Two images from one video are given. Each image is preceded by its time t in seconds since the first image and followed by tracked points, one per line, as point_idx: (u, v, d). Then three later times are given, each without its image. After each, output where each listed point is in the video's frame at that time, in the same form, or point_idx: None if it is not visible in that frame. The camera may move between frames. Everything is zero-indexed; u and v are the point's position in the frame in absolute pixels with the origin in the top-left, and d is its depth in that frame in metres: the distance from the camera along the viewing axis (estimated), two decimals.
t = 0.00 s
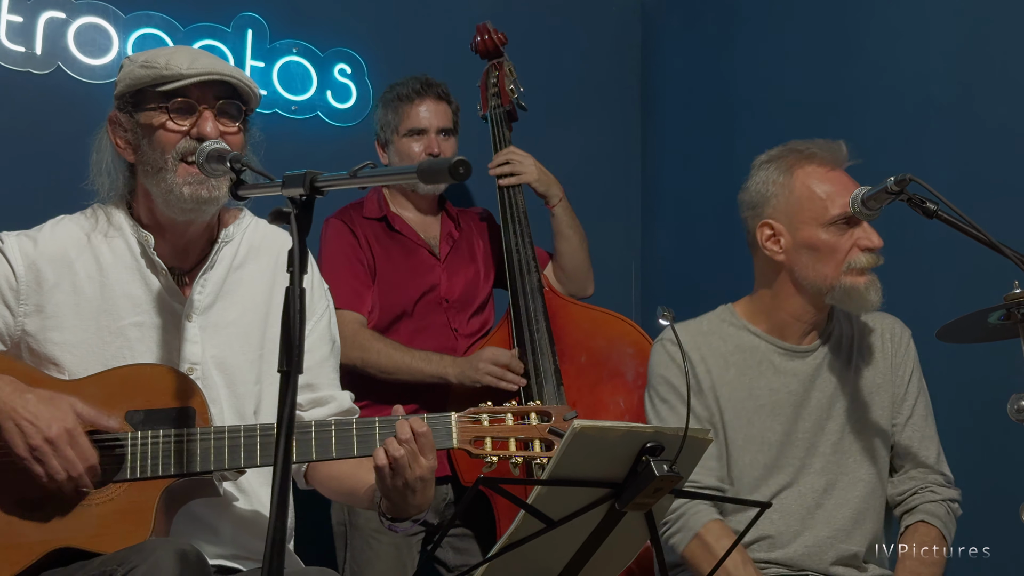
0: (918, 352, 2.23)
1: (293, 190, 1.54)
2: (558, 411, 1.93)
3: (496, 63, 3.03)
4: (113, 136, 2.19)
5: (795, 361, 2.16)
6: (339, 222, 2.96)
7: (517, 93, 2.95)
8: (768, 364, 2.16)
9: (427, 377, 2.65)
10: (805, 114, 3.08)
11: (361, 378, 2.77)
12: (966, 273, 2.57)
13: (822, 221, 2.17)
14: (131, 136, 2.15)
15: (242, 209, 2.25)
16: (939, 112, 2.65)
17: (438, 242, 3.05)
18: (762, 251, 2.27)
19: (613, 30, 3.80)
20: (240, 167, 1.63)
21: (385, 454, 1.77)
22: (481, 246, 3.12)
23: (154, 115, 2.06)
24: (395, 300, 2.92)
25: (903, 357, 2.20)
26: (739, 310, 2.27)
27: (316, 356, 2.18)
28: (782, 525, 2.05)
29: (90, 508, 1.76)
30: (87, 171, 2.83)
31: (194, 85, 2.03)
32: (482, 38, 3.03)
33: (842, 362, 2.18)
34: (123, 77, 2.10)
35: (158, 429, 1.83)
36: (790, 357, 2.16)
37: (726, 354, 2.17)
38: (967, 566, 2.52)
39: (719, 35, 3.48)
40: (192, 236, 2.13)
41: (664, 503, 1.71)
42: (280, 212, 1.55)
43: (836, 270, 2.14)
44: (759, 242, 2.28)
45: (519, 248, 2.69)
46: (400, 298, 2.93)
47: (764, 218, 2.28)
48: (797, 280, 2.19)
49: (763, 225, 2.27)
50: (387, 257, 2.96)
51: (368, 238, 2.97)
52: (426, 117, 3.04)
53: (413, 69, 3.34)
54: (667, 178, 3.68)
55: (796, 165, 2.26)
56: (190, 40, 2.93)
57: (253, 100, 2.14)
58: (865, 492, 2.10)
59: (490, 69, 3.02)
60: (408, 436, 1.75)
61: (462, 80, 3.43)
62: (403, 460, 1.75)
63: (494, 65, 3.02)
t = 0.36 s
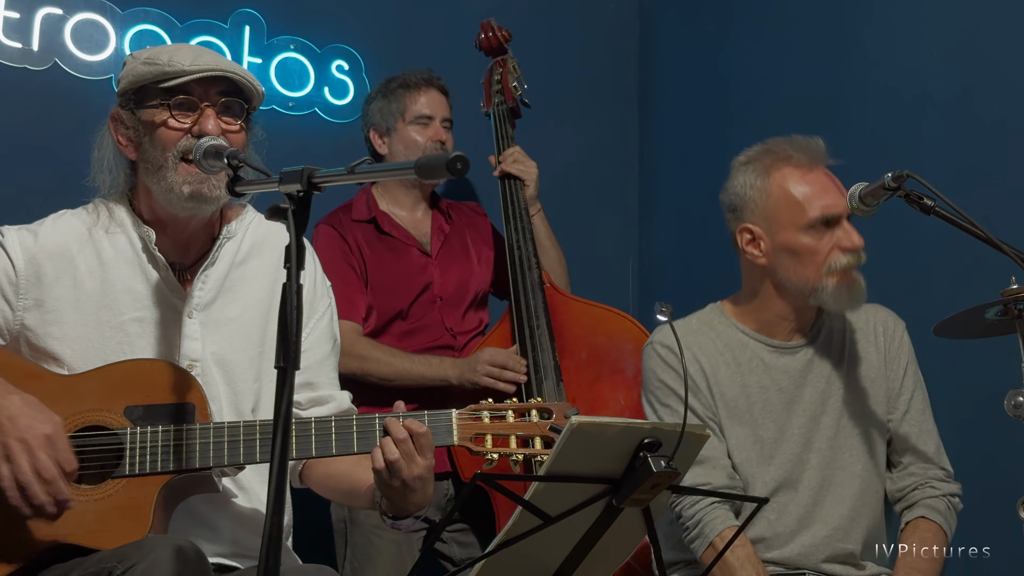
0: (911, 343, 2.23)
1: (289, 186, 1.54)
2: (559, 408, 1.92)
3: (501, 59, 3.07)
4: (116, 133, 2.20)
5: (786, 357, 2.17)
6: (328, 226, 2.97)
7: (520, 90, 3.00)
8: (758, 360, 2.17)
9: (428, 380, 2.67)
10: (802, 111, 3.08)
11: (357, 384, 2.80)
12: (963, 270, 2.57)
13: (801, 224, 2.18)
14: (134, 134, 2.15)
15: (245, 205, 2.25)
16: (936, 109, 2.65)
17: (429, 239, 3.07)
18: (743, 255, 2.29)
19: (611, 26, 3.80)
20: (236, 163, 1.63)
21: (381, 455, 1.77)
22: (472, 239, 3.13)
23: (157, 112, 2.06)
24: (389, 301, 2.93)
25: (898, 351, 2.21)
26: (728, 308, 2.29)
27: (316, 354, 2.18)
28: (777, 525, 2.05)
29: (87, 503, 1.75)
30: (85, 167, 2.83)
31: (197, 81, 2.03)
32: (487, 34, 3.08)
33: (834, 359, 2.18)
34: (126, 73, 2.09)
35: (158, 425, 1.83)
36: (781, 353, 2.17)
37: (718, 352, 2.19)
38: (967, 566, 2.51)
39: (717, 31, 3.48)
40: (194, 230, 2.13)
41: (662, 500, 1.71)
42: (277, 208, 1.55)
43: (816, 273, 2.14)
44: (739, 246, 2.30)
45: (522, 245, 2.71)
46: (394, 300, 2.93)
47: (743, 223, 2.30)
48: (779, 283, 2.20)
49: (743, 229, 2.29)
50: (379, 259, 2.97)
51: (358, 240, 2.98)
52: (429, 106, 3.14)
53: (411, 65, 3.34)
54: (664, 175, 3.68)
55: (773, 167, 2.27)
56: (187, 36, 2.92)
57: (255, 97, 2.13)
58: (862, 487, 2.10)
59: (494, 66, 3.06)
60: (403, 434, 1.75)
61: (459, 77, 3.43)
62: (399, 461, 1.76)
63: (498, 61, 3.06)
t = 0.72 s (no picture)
0: (918, 351, 2.24)
1: (287, 183, 1.54)
2: (554, 404, 1.90)
3: (524, 60, 3.10)
4: (116, 127, 2.19)
5: (791, 359, 2.17)
6: (350, 228, 2.96)
7: (540, 90, 3.05)
8: (763, 360, 2.17)
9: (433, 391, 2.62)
10: (799, 109, 3.08)
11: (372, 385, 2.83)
12: (959, 268, 2.57)
13: (821, 220, 2.19)
14: (133, 127, 2.15)
15: (242, 203, 2.25)
16: (932, 106, 2.65)
17: (449, 240, 3.05)
18: (761, 249, 2.29)
19: (608, 25, 3.80)
20: (234, 160, 1.63)
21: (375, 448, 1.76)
22: (493, 243, 3.11)
23: (154, 106, 2.06)
24: (408, 302, 2.93)
25: (902, 357, 2.21)
26: (737, 305, 2.29)
27: (310, 354, 2.18)
28: (775, 524, 2.06)
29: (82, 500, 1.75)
30: (81, 165, 2.82)
31: (196, 75, 2.03)
32: (510, 35, 3.12)
33: (841, 359, 2.19)
34: (128, 66, 2.09)
35: (153, 422, 1.83)
36: (786, 354, 2.17)
37: (721, 351, 2.18)
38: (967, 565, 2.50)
39: (714, 30, 3.48)
40: (189, 228, 2.12)
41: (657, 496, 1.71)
42: (274, 206, 1.55)
43: (834, 271, 2.15)
44: (758, 240, 2.30)
45: (533, 243, 2.75)
46: (414, 301, 2.93)
47: (764, 216, 2.30)
48: (795, 279, 2.20)
49: (763, 223, 2.30)
50: (399, 260, 2.96)
51: (379, 240, 2.97)
52: (443, 107, 3.11)
53: (407, 63, 3.33)
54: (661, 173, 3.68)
55: (797, 162, 2.28)
56: (183, 33, 2.92)
57: (256, 96, 2.12)
58: (863, 491, 2.11)
59: (516, 66, 3.09)
60: (398, 427, 1.75)
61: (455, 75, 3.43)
62: (393, 454, 1.75)
63: (521, 62, 3.09)
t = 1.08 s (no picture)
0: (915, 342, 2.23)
1: (282, 182, 1.54)
2: (551, 406, 1.91)
3: (549, 68, 3.09)
4: (111, 123, 2.19)
5: (790, 347, 2.17)
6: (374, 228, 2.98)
7: (564, 95, 3.04)
8: (763, 349, 2.17)
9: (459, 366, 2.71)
10: (794, 108, 3.09)
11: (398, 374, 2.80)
12: (954, 267, 2.57)
13: (816, 203, 2.19)
14: (128, 124, 2.14)
15: (237, 201, 2.24)
16: (926, 106, 2.66)
17: (474, 244, 3.06)
18: (757, 235, 2.30)
19: (603, 25, 3.81)
20: (229, 159, 1.63)
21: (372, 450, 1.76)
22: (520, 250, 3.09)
23: (150, 103, 2.06)
24: (427, 303, 2.93)
25: (898, 348, 2.21)
26: (737, 297, 2.29)
27: (307, 352, 2.18)
28: (773, 515, 2.07)
29: (77, 499, 1.75)
30: (76, 163, 2.82)
31: (191, 72, 2.03)
32: (536, 43, 3.11)
33: (841, 347, 2.19)
34: (123, 63, 2.09)
35: (148, 421, 1.82)
36: (786, 343, 2.17)
37: (724, 339, 2.19)
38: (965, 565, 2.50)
39: (709, 29, 3.48)
40: (185, 226, 2.12)
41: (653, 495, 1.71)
42: (269, 204, 1.55)
43: (830, 253, 2.14)
44: (754, 226, 2.30)
45: (546, 242, 2.72)
46: (432, 302, 2.93)
47: (760, 202, 2.31)
48: (792, 264, 2.20)
49: (759, 209, 2.30)
50: (419, 262, 2.97)
51: (401, 241, 2.98)
52: (462, 117, 3.07)
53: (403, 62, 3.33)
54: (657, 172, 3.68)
55: (792, 150, 2.28)
56: (178, 32, 2.92)
57: (252, 93, 2.12)
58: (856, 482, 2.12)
59: (542, 74, 3.07)
60: (395, 429, 1.75)
61: (451, 75, 3.43)
62: (391, 456, 1.75)
63: (547, 70, 3.08)
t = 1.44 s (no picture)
0: (913, 349, 2.24)
1: (275, 180, 1.54)
2: (545, 408, 1.92)
3: (557, 76, 3.07)
4: (107, 122, 2.18)
5: (781, 354, 2.18)
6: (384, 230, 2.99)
7: (570, 103, 3.03)
8: (751, 357, 2.18)
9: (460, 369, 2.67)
10: (788, 107, 3.09)
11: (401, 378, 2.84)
12: (948, 266, 2.57)
13: (808, 217, 2.18)
14: (125, 121, 2.14)
15: (233, 199, 2.24)
16: (919, 105, 2.66)
17: (481, 247, 3.06)
18: (749, 246, 2.30)
19: (598, 24, 3.81)
20: (223, 158, 1.63)
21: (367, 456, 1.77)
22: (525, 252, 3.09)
23: (150, 99, 2.05)
24: (434, 306, 2.93)
25: (896, 354, 2.22)
26: (727, 303, 2.30)
27: (302, 351, 2.18)
28: (763, 520, 2.07)
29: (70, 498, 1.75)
30: (70, 162, 2.82)
31: (191, 68, 2.03)
32: (543, 51, 3.07)
33: (835, 352, 2.20)
34: (119, 61, 2.09)
35: (142, 421, 1.82)
36: (776, 350, 2.18)
37: (711, 347, 2.20)
38: (964, 566, 2.48)
39: (703, 28, 3.48)
40: (182, 224, 2.11)
41: (647, 495, 1.72)
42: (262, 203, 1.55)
43: (819, 268, 2.15)
44: (745, 237, 2.31)
45: (549, 249, 2.72)
46: (439, 305, 2.94)
47: (750, 213, 2.31)
48: (782, 276, 2.20)
49: (751, 220, 2.30)
50: (428, 265, 2.98)
51: (410, 244, 2.99)
52: (467, 124, 3.09)
53: (397, 61, 3.33)
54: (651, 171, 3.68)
55: (785, 159, 2.27)
56: (172, 31, 2.91)
57: (248, 89, 2.13)
58: (856, 488, 2.12)
59: (548, 82, 3.06)
60: (389, 436, 1.75)
61: (445, 74, 3.43)
62: (385, 462, 1.76)
63: (554, 78, 3.06)
